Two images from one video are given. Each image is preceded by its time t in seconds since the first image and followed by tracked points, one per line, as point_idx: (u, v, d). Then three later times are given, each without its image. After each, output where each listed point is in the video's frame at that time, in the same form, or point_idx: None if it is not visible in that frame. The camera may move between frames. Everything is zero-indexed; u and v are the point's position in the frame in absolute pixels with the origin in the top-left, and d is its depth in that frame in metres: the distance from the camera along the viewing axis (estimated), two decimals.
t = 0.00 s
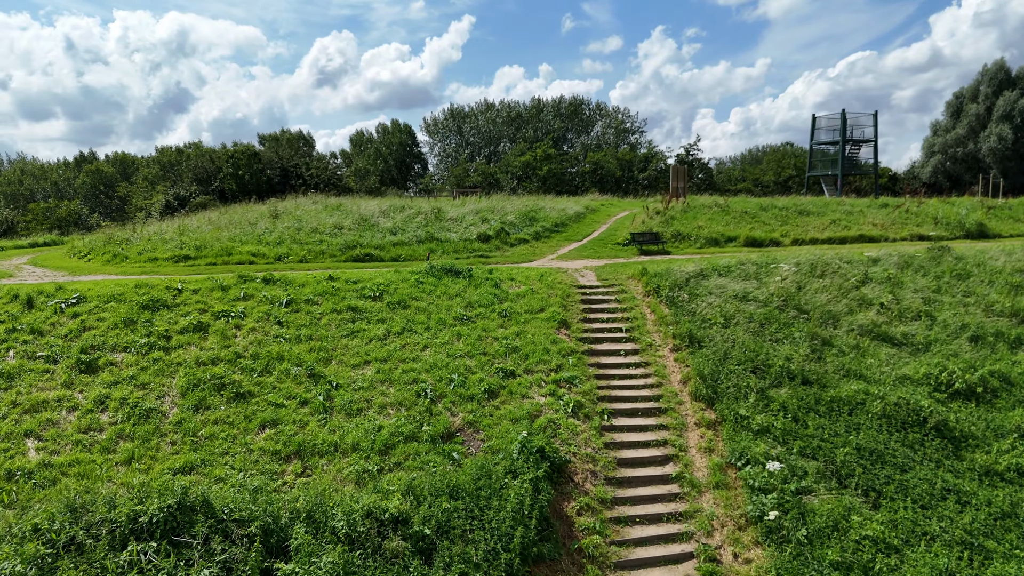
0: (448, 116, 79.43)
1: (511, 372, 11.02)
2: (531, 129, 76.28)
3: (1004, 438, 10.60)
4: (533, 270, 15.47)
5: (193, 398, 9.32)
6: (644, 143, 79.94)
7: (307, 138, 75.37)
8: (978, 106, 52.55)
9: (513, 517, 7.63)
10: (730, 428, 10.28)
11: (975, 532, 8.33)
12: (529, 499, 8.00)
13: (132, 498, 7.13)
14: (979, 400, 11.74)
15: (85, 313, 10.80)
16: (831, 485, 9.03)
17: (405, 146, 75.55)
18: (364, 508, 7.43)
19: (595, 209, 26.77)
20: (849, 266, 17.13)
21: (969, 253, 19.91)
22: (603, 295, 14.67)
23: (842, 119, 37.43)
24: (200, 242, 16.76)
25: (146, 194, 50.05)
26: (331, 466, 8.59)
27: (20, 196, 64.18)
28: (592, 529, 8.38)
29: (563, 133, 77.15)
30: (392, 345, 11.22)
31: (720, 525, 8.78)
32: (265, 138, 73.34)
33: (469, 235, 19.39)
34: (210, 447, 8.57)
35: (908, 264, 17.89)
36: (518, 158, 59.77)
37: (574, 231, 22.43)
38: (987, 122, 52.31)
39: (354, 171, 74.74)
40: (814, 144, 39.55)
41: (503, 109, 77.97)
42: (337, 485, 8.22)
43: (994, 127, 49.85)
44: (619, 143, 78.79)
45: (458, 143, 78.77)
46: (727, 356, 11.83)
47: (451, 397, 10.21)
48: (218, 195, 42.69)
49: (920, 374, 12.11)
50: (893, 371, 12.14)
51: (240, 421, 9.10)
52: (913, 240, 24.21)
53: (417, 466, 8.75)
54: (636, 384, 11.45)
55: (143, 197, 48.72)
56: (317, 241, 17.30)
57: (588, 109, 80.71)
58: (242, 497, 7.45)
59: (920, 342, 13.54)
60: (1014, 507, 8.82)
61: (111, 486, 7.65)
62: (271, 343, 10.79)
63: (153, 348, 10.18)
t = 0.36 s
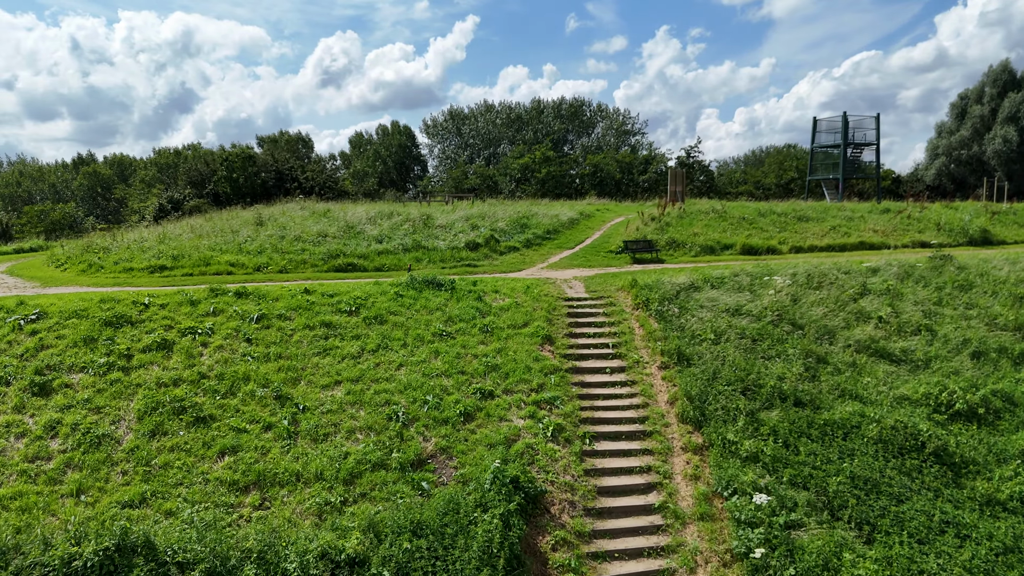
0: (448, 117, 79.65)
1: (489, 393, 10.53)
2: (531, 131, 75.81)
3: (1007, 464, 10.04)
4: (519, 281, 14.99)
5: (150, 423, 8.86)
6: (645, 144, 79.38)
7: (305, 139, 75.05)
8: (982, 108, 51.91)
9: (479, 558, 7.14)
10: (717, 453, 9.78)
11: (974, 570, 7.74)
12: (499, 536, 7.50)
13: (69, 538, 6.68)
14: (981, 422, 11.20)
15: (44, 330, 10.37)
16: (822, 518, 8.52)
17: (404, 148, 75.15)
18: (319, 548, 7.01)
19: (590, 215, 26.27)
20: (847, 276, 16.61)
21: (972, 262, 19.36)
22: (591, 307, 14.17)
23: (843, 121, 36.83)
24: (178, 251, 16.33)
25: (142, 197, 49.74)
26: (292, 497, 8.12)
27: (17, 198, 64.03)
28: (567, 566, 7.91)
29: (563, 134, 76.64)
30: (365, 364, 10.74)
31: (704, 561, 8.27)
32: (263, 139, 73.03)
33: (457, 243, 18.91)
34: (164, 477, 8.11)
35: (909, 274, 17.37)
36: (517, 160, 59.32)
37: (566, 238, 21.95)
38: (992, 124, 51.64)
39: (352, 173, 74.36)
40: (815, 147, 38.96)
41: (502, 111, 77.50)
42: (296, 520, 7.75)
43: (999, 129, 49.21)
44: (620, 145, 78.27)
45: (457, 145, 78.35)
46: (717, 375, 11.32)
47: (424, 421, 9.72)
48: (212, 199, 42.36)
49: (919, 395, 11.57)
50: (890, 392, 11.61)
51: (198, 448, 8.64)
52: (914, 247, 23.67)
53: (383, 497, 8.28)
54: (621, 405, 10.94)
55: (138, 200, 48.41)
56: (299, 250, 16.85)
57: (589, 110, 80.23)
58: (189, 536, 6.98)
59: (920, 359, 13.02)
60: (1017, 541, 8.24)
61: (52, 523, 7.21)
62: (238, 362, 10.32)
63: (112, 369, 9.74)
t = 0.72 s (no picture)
0: (447, 118, 79.39)
1: (463, 416, 10.02)
2: (531, 132, 75.30)
3: (1010, 492, 9.48)
4: (504, 292, 14.50)
5: (100, 450, 8.42)
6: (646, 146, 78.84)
7: (304, 141, 74.72)
8: (987, 109, 51.14)
9: None
10: (702, 482, 9.26)
11: None
12: None
13: None
14: (982, 446, 10.64)
15: None
16: (811, 555, 7.99)
17: (403, 149, 74.76)
18: None
19: (584, 221, 25.76)
20: (844, 287, 16.07)
21: (975, 272, 18.78)
22: (577, 321, 13.66)
23: (845, 124, 36.22)
24: (154, 260, 15.90)
25: (137, 199, 49.45)
26: (245, 532, 7.65)
27: (14, 200, 63.83)
28: None
29: (563, 136, 76.12)
30: (334, 384, 10.25)
31: None
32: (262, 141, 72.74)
33: (444, 251, 18.43)
34: (109, 511, 7.66)
35: (908, 284, 16.81)
36: (515, 163, 58.83)
37: (558, 245, 21.45)
38: (997, 126, 50.90)
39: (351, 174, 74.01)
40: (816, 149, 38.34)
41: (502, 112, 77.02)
42: (247, 559, 7.28)
43: (1004, 131, 48.51)
44: (620, 147, 77.74)
45: (457, 147, 77.93)
46: (704, 396, 10.78)
47: (393, 446, 9.23)
48: (206, 202, 42.01)
49: (917, 416, 11.01)
50: (886, 413, 11.06)
51: (149, 478, 8.18)
52: (915, 255, 23.11)
53: (343, 531, 7.80)
54: (603, 428, 10.41)
55: (133, 202, 48.12)
56: (279, 259, 16.39)
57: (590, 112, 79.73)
58: None
59: (919, 377, 12.48)
60: None
61: None
62: (200, 382, 9.84)
63: (66, 391, 9.31)
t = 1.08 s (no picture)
0: (446, 120, 78.99)
1: (434, 441, 9.53)
2: (530, 134, 74.79)
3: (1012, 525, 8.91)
4: (486, 304, 14.01)
5: (42, 482, 7.97)
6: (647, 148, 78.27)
7: (302, 142, 74.41)
8: (991, 110, 50.42)
9: None
10: (683, 514, 8.73)
11: None
12: None
13: None
14: (982, 473, 10.08)
15: None
16: None
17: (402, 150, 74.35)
18: None
19: (577, 227, 25.25)
20: (840, 300, 15.53)
21: (977, 282, 18.20)
22: (561, 335, 13.14)
23: (845, 127, 35.61)
24: (128, 269, 15.46)
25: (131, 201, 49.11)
26: (189, 573, 7.17)
27: (11, 202, 63.66)
28: None
29: (563, 137, 75.61)
30: (299, 407, 9.77)
31: None
32: (260, 143, 72.43)
33: (429, 260, 17.94)
34: (45, 549, 7.20)
35: (907, 296, 16.25)
36: (514, 165, 58.32)
37: (548, 252, 20.94)
38: (1001, 127, 50.12)
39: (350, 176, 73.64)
40: (816, 152, 37.74)
41: (502, 113, 76.54)
42: None
43: (1008, 133, 47.76)
44: (621, 148, 77.18)
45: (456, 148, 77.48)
46: (689, 419, 10.25)
47: (356, 475, 8.74)
48: (199, 205, 41.64)
49: (914, 441, 10.46)
50: (881, 437, 10.52)
51: (92, 512, 7.73)
52: (916, 263, 22.53)
53: (296, 571, 7.32)
54: (581, 453, 9.89)
55: (127, 204, 47.79)
56: (257, 268, 15.92)
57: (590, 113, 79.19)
58: None
59: (916, 397, 11.94)
60: None
61: None
62: (156, 405, 9.37)
63: (12, 416, 8.88)
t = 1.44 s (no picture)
0: (445, 121, 78.54)
1: (398, 470, 9.01)
2: (530, 135, 74.27)
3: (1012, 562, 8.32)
4: (465, 318, 13.48)
5: None
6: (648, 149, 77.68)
7: (300, 143, 74.07)
8: (995, 112, 49.76)
9: None
10: (660, 551, 8.19)
11: None
12: None
13: None
14: (980, 503, 9.50)
15: None
16: None
17: (401, 151, 73.97)
18: None
19: (569, 233, 24.73)
20: (835, 312, 14.97)
21: (978, 293, 17.61)
22: (541, 351, 12.60)
23: (845, 130, 34.99)
24: (98, 279, 15.02)
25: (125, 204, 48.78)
26: None
27: (8, 203, 63.56)
28: None
29: (563, 139, 75.08)
30: (257, 432, 9.26)
31: None
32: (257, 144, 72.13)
33: (412, 268, 17.43)
34: None
35: (904, 309, 15.68)
36: (511, 167, 57.80)
37: (537, 260, 20.40)
38: (1006, 129, 49.49)
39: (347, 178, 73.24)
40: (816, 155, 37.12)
41: (501, 115, 76.08)
42: None
43: (1013, 136, 47.11)
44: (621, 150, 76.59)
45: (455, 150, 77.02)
46: (670, 445, 9.71)
47: (312, 508, 8.23)
48: (191, 208, 41.27)
49: (909, 468, 9.89)
50: (874, 464, 9.96)
51: (23, 551, 7.26)
52: (915, 271, 21.94)
53: None
54: (556, 482, 9.35)
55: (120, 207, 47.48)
56: (232, 278, 15.44)
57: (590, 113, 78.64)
58: None
59: (912, 419, 11.38)
60: None
61: None
62: (104, 431, 8.91)
63: None
